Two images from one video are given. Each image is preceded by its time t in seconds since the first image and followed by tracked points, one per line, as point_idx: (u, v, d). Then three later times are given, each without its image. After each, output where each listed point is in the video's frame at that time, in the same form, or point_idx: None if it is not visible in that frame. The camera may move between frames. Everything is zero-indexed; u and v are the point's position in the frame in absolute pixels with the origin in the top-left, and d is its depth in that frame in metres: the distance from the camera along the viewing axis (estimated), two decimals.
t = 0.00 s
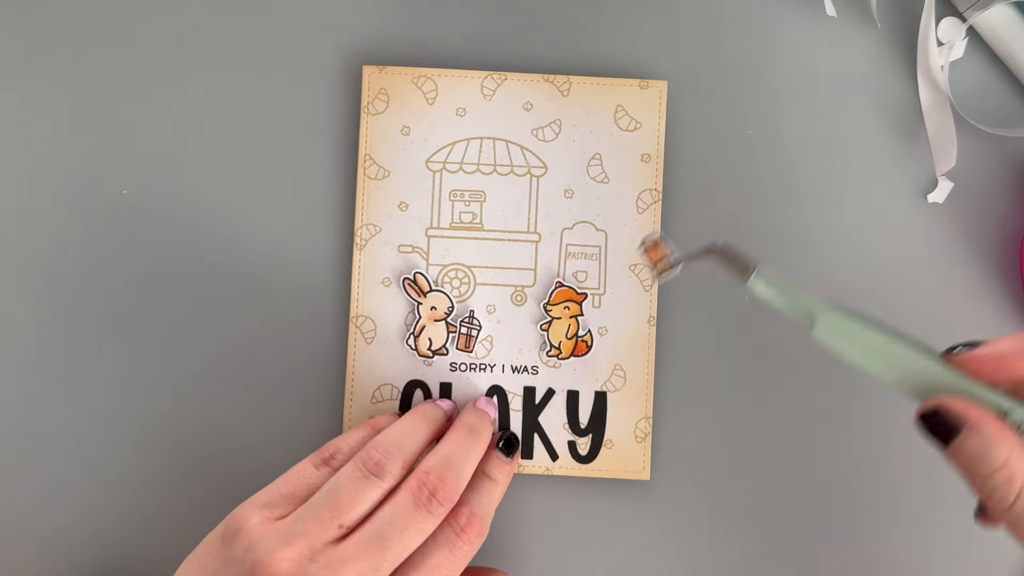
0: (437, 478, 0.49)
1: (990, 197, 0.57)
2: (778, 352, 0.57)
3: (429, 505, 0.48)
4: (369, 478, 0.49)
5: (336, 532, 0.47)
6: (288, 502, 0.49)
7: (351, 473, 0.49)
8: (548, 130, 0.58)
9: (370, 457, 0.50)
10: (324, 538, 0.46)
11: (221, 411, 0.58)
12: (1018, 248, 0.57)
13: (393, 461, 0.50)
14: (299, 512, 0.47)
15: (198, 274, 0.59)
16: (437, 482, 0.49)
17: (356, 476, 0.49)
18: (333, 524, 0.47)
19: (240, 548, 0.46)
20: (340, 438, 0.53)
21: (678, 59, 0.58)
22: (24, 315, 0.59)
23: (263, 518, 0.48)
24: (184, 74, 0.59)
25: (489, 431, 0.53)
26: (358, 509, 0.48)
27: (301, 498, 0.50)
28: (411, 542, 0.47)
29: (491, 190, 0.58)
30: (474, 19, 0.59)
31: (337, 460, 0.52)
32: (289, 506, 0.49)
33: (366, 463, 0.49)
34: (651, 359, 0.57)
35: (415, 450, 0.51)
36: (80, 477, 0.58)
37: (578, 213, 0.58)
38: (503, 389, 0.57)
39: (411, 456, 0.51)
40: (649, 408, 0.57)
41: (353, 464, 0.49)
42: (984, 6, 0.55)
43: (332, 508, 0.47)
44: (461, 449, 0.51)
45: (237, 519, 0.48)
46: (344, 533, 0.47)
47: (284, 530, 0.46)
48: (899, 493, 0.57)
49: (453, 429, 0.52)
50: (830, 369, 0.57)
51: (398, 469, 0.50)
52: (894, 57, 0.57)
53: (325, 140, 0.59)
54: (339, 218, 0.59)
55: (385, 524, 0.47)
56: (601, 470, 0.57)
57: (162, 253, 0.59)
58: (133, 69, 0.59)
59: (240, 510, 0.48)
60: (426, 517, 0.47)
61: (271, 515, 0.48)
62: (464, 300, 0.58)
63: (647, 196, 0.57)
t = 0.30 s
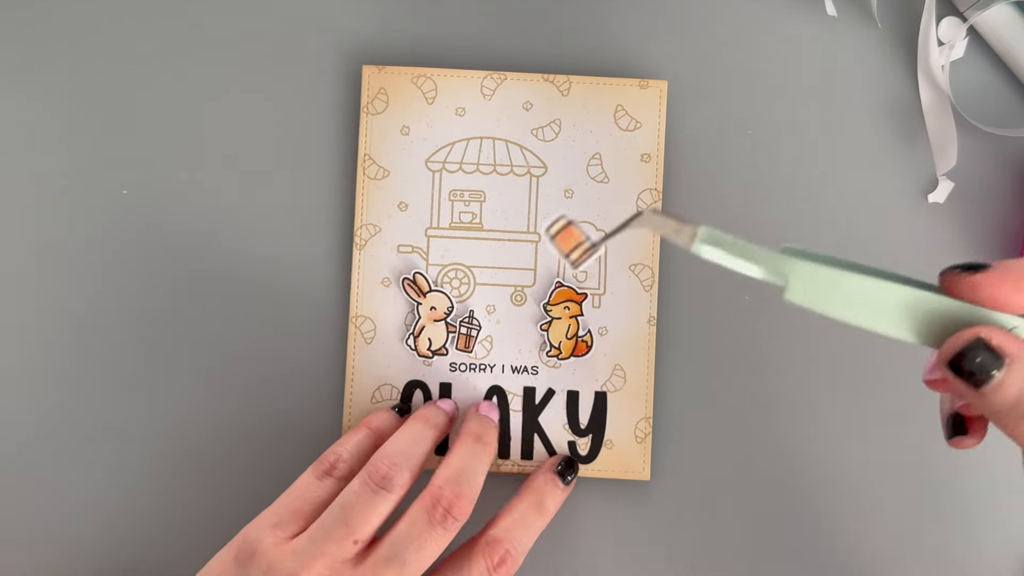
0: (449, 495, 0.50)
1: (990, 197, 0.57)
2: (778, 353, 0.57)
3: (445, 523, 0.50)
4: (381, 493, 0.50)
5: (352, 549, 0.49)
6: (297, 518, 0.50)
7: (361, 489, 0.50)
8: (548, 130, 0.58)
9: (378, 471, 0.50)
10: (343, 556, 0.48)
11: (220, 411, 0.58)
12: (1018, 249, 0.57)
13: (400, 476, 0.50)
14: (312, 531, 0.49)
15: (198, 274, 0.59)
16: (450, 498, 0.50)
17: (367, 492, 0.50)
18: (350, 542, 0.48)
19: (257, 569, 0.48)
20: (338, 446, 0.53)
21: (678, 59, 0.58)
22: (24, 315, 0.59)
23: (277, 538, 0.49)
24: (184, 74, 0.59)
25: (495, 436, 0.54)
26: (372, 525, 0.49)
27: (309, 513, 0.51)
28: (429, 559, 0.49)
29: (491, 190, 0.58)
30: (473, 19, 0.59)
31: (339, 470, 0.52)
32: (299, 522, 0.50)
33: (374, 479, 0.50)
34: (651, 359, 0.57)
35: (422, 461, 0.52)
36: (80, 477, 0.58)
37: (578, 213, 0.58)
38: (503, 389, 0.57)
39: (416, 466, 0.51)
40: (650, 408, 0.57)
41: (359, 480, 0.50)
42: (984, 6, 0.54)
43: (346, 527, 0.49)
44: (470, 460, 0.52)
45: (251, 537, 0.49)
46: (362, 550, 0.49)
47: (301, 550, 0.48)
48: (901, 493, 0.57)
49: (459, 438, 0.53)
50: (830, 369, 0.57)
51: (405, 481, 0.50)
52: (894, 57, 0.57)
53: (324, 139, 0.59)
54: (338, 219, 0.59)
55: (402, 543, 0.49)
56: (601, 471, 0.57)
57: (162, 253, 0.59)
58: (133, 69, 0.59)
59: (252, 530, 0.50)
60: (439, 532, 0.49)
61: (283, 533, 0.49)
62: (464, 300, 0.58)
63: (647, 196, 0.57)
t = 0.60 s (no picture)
0: (464, 514, 0.51)
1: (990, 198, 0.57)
2: (777, 352, 0.57)
3: (457, 541, 0.50)
4: (392, 509, 0.51)
5: (362, 560, 0.50)
6: (309, 529, 0.52)
7: (373, 503, 0.51)
8: (548, 130, 0.58)
9: (391, 486, 0.51)
10: (353, 568, 0.50)
11: (221, 410, 0.58)
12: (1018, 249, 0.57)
13: (413, 494, 0.51)
14: (324, 542, 0.51)
15: (198, 273, 0.59)
16: (464, 516, 0.51)
17: (378, 506, 0.51)
18: (361, 554, 0.50)
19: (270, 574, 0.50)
20: (347, 457, 0.54)
21: (678, 59, 0.58)
22: (25, 314, 0.59)
23: (291, 547, 0.51)
24: (184, 74, 0.59)
25: (528, 455, 0.54)
26: (382, 539, 0.51)
27: (320, 523, 0.53)
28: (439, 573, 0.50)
29: (492, 190, 0.58)
30: (474, 19, 0.59)
31: (348, 481, 0.54)
32: (312, 532, 0.52)
33: (386, 494, 0.51)
34: (651, 359, 0.57)
35: (438, 478, 0.53)
36: (81, 476, 0.58)
37: (579, 213, 0.58)
38: (503, 389, 0.57)
39: (429, 482, 0.52)
40: (649, 408, 0.57)
41: (373, 494, 0.51)
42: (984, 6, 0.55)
43: (356, 539, 0.50)
44: (492, 480, 0.53)
45: (267, 546, 0.52)
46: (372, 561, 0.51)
47: (311, 560, 0.50)
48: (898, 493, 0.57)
49: (486, 460, 0.54)
50: (829, 369, 0.57)
51: (418, 499, 0.51)
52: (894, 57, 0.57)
53: (324, 140, 0.59)
54: (338, 219, 0.59)
55: (412, 558, 0.50)
56: (601, 471, 0.57)
57: (162, 252, 0.59)
58: (134, 69, 0.59)
59: (268, 540, 0.52)
60: (452, 551, 0.50)
61: (296, 544, 0.52)
62: (464, 300, 0.58)
63: (647, 196, 0.57)
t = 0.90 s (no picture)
0: (471, 520, 0.52)
1: (991, 197, 0.57)
2: (777, 351, 0.57)
3: (465, 546, 0.52)
4: (399, 518, 0.51)
5: (369, 567, 0.51)
6: (310, 532, 0.53)
7: (380, 512, 0.52)
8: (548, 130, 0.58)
9: (398, 497, 0.52)
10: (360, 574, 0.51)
11: (219, 410, 0.58)
12: (1019, 248, 0.56)
13: (422, 505, 0.52)
14: (329, 549, 0.51)
15: (197, 272, 0.59)
16: (471, 522, 0.52)
17: (385, 516, 0.51)
18: (367, 562, 0.51)
19: None
20: (347, 459, 0.54)
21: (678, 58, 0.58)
22: (24, 315, 0.59)
23: (293, 551, 0.52)
24: (184, 73, 0.59)
25: (530, 461, 0.54)
26: (388, 548, 0.51)
27: (321, 526, 0.53)
28: None
29: (491, 190, 0.58)
30: (474, 18, 0.58)
31: (348, 483, 0.54)
32: (314, 535, 0.53)
33: (394, 505, 0.52)
34: (651, 359, 0.57)
35: (444, 486, 0.53)
36: (80, 477, 0.58)
37: (578, 212, 0.57)
38: (502, 390, 0.57)
39: (436, 492, 0.53)
40: (650, 408, 0.57)
41: (380, 504, 0.52)
42: (985, 6, 0.55)
43: (363, 547, 0.51)
44: (498, 488, 0.53)
45: (267, 549, 0.52)
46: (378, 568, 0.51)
47: (317, 567, 0.51)
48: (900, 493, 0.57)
49: (489, 466, 0.54)
50: (830, 369, 0.57)
51: (427, 509, 0.52)
52: (894, 56, 0.57)
53: (324, 140, 0.59)
54: (338, 219, 0.59)
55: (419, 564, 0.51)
56: (601, 471, 0.57)
57: (161, 252, 0.59)
58: (133, 69, 0.59)
59: (269, 543, 0.52)
60: (457, 555, 0.52)
61: (297, 547, 0.52)
62: (464, 300, 0.58)
63: (647, 196, 0.57)
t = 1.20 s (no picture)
0: (470, 517, 0.52)
1: (991, 197, 0.57)
2: (777, 351, 0.57)
3: (464, 544, 0.52)
4: (398, 514, 0.51)
5: (368, 563, 0.51)
6: (309, 528, 0.53)
7: (379, 508, 0.51)
8: (549, 130, 0.58)
9: (397, 493, 0.52)
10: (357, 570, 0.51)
11: (219, 410, 0.58)
12: (1019, 249, 0.56)
13: (421, 501, 0.52)
14: (328, 544, 0.51)
15: (197, 272, 0.59)
16: (470, 519, 0.52)
17: (384, 512, 0.51)
18: (365, 558, 0.51)
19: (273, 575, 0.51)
20: (346, 455, 0.54)
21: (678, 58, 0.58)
22: (24, 314, 0.59)
23: (292, 546, 0.52)
24: (184, 74, 0.59)
25: (529, 460, 0.54)
26: (386, 544, 0.51)
27: (319, 522, 0.53)
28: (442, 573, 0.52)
29: (492, 190, 0.58)
30: (473, 19, 0.58)
31: (347, 479, 0.54)
32: (312, 531, 0.53)
33: (392, 501, 0.52)
34: (651, 359, 0.57)
35: (442, 483, 0.53)
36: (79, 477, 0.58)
37: (578, 212, 0.58)
38: (502, 389, 0.57)
39: (434, 489, 0.53)
40: (650, 408, 0.57)
41: (379, 500, 0.52)
42: (984, 6, 0.55)
43: (361, 542, 0.51)
44: (497, 486, 0.53)
45: (266, 544, 0.52)
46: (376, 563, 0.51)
47: (315, 562, 0.51)
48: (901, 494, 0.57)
49: (490, 463, 0.54)
50: (829, 370, 0.57)
51: (425, 505, 0.52)
52: (894, 56, 0.57)
53: (324, 140, 0.59)
54: (338, 219, 0.59)
55: (417, 559, 0.51)
56: (601, 471, 0.57)
57: (161, 252, 0.59)
58: (134, 69, 0.59)
59: (267, 539, 0.52)
60: (456, 552, 0.52)
61: (295, 542, 0.52)
62: (464, 300, 0.58)
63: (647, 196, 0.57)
